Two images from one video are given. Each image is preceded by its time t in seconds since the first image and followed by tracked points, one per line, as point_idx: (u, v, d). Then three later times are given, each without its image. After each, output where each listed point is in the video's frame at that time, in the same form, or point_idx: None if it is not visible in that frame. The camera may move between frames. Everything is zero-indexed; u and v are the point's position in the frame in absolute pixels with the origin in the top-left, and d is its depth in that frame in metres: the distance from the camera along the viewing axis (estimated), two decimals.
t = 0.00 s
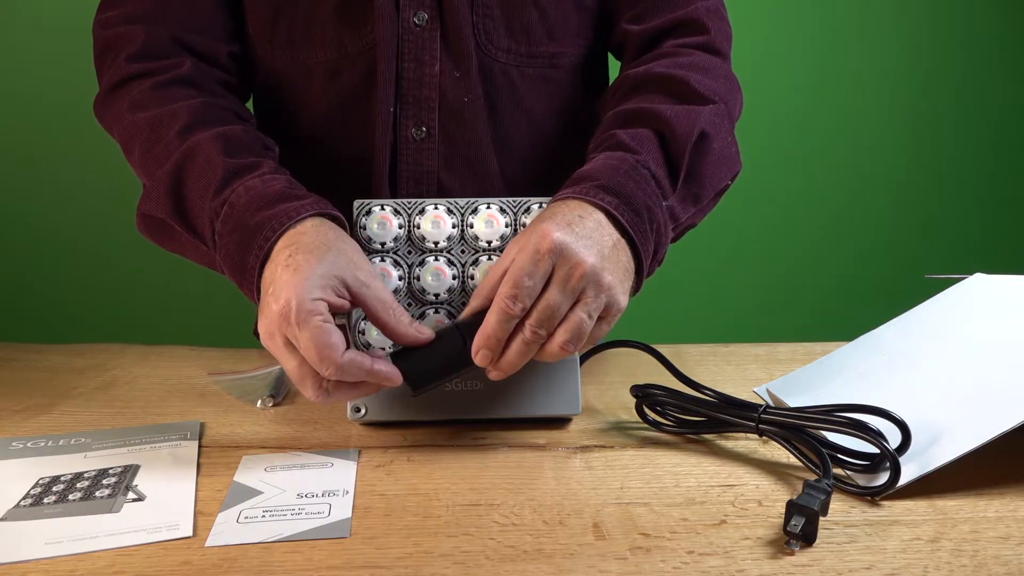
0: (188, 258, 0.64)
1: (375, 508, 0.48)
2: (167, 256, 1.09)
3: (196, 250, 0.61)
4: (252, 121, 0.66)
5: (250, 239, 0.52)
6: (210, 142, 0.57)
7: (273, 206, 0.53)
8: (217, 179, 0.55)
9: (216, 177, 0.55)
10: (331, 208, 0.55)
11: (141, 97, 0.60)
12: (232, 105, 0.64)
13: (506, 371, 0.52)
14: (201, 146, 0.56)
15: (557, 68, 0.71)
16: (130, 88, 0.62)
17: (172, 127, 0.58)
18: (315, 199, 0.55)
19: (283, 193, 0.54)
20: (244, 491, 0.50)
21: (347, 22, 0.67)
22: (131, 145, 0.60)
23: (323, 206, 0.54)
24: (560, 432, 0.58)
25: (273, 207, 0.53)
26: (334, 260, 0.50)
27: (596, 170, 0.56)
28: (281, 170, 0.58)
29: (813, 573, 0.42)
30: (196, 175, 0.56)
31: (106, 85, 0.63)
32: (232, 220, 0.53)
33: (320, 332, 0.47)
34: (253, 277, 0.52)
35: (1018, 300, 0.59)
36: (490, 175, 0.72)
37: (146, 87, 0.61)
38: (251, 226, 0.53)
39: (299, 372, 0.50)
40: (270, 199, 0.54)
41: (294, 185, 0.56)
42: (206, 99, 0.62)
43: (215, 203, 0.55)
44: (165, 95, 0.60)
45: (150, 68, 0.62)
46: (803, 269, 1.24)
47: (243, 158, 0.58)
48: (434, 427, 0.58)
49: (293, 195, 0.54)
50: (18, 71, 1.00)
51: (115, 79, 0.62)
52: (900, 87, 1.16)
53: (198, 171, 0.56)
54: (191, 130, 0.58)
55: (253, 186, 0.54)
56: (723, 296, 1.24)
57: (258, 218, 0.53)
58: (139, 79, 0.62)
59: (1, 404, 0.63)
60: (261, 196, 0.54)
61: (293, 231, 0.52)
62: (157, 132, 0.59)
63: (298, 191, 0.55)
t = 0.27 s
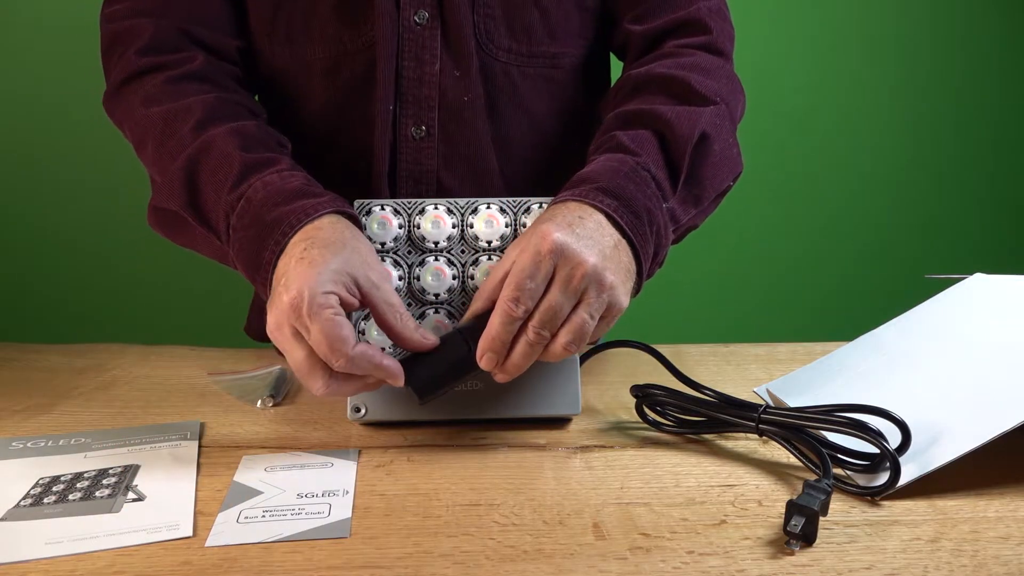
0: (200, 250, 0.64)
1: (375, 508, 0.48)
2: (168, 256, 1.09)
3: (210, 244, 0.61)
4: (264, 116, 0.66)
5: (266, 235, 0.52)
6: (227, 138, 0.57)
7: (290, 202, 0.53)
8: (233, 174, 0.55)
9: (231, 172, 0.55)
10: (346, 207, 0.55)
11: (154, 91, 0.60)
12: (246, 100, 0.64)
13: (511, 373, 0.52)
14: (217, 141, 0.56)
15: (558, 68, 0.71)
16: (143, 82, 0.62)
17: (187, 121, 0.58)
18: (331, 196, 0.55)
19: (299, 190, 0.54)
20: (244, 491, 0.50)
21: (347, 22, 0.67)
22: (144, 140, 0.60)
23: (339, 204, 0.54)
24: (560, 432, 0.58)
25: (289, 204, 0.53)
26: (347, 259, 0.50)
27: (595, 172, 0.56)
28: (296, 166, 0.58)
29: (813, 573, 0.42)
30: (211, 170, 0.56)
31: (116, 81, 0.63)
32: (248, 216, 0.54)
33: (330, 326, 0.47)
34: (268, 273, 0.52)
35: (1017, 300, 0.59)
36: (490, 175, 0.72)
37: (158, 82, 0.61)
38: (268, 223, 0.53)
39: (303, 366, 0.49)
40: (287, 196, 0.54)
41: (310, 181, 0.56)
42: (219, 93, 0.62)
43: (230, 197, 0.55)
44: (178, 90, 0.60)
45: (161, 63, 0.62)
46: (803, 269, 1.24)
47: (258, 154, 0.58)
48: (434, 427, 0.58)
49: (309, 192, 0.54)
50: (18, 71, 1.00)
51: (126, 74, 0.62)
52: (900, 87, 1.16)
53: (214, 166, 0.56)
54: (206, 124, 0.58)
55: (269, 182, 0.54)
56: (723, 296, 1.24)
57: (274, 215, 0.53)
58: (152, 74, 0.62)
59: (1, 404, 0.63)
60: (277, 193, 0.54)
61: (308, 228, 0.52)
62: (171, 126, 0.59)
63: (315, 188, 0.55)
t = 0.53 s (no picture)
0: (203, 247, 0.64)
1: (375, 508, 0.48)
2: (168, 256, 1.09)
3: (213, 241, 0.61)
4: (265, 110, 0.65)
5: (272, 230, 0.52)
6: (232, 133, 0.57)
7: (297, 198, 0.53)
8: (239, 169, 0.55)
9: (237, 167, 0.55)
10: (351, 201, 0.55)
11: (158, 85, 0.60)
12: (250, 94, 0.64)
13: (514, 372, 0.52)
14: (222, 136, 0.56)
15: (559, 66, 0.71)
16: (147, 75, 0.62)
17: (193, 116, 0.58)
18: (337, 192, 0.55)
19: (305, 186, 0.54)
20: (244, 491, 0.50)
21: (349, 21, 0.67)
22: (146, 135, 0.60)
23: (344, 200, 0.54)
24: (560, 432, 0.58)
25: (296, 200, 0.53)
26: (355, 253, 0.50)
27: (595, 171, 0.56)
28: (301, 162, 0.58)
29: (813, 573, 0.42)
30: (217, 165, 0.56)
31: (118, 73, 0.62)
32: (255, 212, 0.53)
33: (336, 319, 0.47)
34: (275, 268, 0.52)
35: (1017, 300, 0.59)
36: (491, 174, 0.72)
37: (162, 76, 0.61)
38: (275, 218, 0.53)
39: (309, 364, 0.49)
40: (293, 191, 0.54)
41: (316, 177, 0.56)
42: (218, 87, 0.61)
43: (236, 192, 0.55)
44: (180, 85, 0.60)
45: (164, 58, 0.62)
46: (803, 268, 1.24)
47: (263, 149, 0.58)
48: (434, 427, 0.58)
49: (315, 188, 0.54)
50: (19, 71, 1.00)
51: (128, 67, 0.62)
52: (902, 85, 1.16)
53: (219, 161, 0.56)
54: (212, 119, 0.58)
55: (275, 177, 0.54)
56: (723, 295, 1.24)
57: (281, 210, 0.53)
58: (155, 68, 0.62)
59: (2, 404, 0.63)
60: (284, 188, 0.54)
61: (316, 223, 0.52)
62: (176, 121, 0.58)
63: (321, 184, 0.55)
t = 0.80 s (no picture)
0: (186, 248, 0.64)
1: (375, 508, 0.48)
2: (168, 256, 1.09)
3: (193, 240, 0.61)
4: (254, 114, 0.65)
5: (245, 226, 0.53)
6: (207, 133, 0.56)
7: (267, 195, 0.53)
8: (212, 167, 0.55)
9: (210, 165, 0.55)
10: (323, 195, 0.55)
11: (142, 89, 0.60)
12: (233, 97, 0.63)
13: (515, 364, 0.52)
14: (197, 137, 0.56)
15: (560, 66, 0.71)
16: (132, 79, 0.62)
17: (173, 117, 0.58)
18: (309, 186, 0.55)
19: (276, 181, 0.54)
20: (244, 491, 0.50)
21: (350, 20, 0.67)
22: (132, 137, 0.60)
23: (317, 194, 0.54)
24: (560, 432, 0.58)
25: (267, 195, 0.53)
26: (342, 234, 0.51)
27: (609, 159, 0.56)
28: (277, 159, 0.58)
29: (813, 573, 0.42)
30: (191, 164, 0.56)
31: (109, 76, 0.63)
32: (226, 210, 0.54)
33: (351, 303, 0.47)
34: (248, 265, 0.53)
35: (1018, 299, 0.59)
36: (492, 174, 0.72)
37: (148, 79, 0.61)
38: (245, 216, 0.53)
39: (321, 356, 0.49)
40: (263, 188, 0.54)
41: (288, 172, 0.56)
42: (205, 91, 0.61)
43: (209, 191, 0.55)
44: (164, 88, 0.60)
45: (151, 61, 0.62)
46: (803, 267, 1.24)
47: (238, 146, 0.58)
48: (434, 427, 0.58)
49: (286, 182, 0.54)
50: (19, 71, 1.00)
51: (116, 72, 0.62)
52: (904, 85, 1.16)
53: (194, 161, 0.56)
54: (191, 119, 0.58)
55: (247, 174, 0.54)
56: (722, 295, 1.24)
57: (251, 208, 0.53)
58: (141, 72, 0.62)
59: (2, 404, 0.63)
60: (256, 184, 0.54)
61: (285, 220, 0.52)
62: (157, 124, 0.58)
63: (292, 179, 0.55)
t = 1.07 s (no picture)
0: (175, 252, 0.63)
1: (375, 508, 0.48)
2: (167, 256, 1.09)
3: (181, 244, 0.60)
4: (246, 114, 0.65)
5: (232, 230, 0.52)
6: (198, 134, 0.56)
7: (257, 198, 0.53)
8: (204, 170, 0.55)
9: (202, 168, 0.55)
10: (316, 201, 0.55)
11: (134, 88, 0.60)
12: (227, 100, 0.63)
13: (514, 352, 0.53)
14: (190, 139, 0.56)
15: (559, 64, 0.71)
16: (126, 78, 0.62)
17: (163, 117, 0.58)
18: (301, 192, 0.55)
19: (266, 186, 0.54)
20: (244, 491, 0.50)
21: (348, 19, 0.67)
22: (123, 135, 0.60)
23: (308, 200, 0.54)
24: (560, 432, 0.58)
25: (257, 199, 0.53)
26: (335, 225, 0.51)
27: (636, 151, 0.57)
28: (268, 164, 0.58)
29: (813, 573, 0.42)
30: (184, 166, 0.56)
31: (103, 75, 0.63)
32: (214, 213, 0.53)
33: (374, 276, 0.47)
34: (235, 267, 0.52)
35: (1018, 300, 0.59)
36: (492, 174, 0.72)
37: (139, 79, 0.60)
38: (233, 218, 0.52)
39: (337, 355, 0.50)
40: (253, 192, 0.53)
41: (280, 178, 0.56)
42: (200, 93, 0.61)
43: (200, 194, 0.55)
44: (157, 88, 0.60)
45: (144, 60, 0.62)
46: (803, 267, 1.24)
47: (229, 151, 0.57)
48: (434, 427, 0.58)
49: (277, 188, 0.54)
50: (18, 71, 1.00)
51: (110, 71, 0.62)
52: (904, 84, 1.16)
53: (184, 163, 0.56)
54: (181, 120, 0.58)
55: (239, 178, 0.54)
56: (722, 295, 1.24)
57: (240, 211, 0.52)
58: (135, 71, 0.62)
59: (2, 404, 0.63)
60: (245, 188, 0.54)
61: (274, 224, 0.52)
62: (147, 123, 0.58)
63: (284, 184, 0.55)
